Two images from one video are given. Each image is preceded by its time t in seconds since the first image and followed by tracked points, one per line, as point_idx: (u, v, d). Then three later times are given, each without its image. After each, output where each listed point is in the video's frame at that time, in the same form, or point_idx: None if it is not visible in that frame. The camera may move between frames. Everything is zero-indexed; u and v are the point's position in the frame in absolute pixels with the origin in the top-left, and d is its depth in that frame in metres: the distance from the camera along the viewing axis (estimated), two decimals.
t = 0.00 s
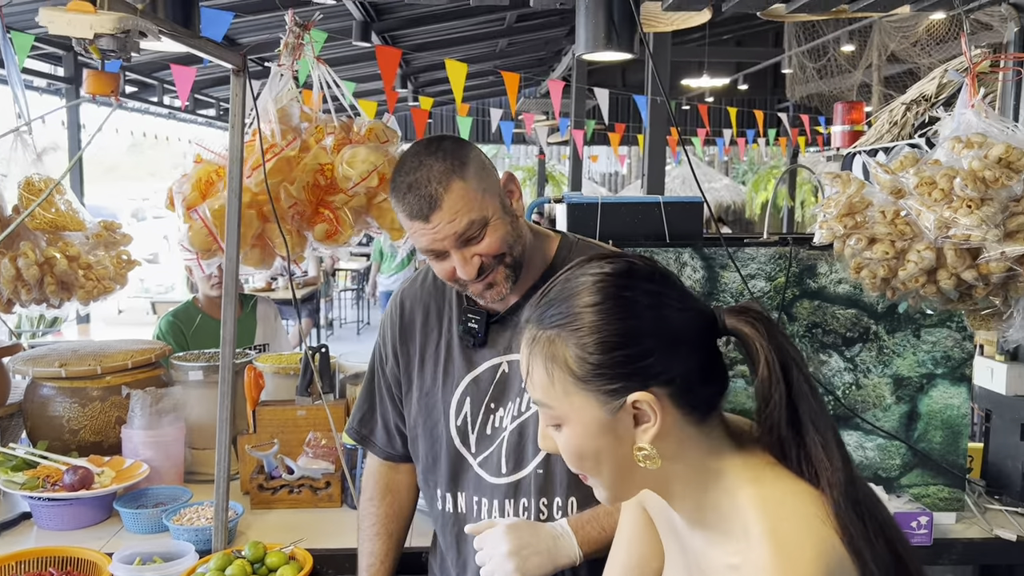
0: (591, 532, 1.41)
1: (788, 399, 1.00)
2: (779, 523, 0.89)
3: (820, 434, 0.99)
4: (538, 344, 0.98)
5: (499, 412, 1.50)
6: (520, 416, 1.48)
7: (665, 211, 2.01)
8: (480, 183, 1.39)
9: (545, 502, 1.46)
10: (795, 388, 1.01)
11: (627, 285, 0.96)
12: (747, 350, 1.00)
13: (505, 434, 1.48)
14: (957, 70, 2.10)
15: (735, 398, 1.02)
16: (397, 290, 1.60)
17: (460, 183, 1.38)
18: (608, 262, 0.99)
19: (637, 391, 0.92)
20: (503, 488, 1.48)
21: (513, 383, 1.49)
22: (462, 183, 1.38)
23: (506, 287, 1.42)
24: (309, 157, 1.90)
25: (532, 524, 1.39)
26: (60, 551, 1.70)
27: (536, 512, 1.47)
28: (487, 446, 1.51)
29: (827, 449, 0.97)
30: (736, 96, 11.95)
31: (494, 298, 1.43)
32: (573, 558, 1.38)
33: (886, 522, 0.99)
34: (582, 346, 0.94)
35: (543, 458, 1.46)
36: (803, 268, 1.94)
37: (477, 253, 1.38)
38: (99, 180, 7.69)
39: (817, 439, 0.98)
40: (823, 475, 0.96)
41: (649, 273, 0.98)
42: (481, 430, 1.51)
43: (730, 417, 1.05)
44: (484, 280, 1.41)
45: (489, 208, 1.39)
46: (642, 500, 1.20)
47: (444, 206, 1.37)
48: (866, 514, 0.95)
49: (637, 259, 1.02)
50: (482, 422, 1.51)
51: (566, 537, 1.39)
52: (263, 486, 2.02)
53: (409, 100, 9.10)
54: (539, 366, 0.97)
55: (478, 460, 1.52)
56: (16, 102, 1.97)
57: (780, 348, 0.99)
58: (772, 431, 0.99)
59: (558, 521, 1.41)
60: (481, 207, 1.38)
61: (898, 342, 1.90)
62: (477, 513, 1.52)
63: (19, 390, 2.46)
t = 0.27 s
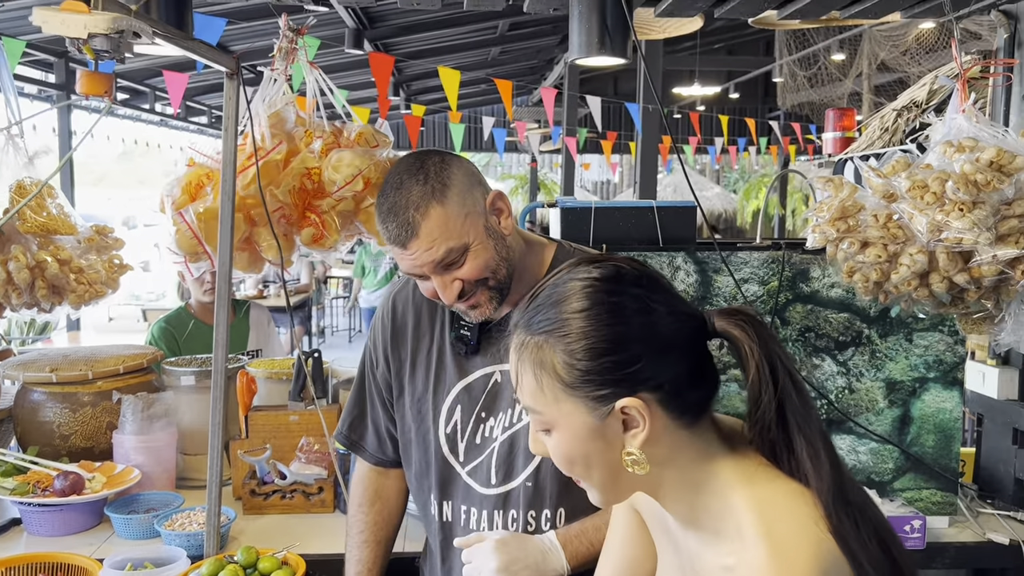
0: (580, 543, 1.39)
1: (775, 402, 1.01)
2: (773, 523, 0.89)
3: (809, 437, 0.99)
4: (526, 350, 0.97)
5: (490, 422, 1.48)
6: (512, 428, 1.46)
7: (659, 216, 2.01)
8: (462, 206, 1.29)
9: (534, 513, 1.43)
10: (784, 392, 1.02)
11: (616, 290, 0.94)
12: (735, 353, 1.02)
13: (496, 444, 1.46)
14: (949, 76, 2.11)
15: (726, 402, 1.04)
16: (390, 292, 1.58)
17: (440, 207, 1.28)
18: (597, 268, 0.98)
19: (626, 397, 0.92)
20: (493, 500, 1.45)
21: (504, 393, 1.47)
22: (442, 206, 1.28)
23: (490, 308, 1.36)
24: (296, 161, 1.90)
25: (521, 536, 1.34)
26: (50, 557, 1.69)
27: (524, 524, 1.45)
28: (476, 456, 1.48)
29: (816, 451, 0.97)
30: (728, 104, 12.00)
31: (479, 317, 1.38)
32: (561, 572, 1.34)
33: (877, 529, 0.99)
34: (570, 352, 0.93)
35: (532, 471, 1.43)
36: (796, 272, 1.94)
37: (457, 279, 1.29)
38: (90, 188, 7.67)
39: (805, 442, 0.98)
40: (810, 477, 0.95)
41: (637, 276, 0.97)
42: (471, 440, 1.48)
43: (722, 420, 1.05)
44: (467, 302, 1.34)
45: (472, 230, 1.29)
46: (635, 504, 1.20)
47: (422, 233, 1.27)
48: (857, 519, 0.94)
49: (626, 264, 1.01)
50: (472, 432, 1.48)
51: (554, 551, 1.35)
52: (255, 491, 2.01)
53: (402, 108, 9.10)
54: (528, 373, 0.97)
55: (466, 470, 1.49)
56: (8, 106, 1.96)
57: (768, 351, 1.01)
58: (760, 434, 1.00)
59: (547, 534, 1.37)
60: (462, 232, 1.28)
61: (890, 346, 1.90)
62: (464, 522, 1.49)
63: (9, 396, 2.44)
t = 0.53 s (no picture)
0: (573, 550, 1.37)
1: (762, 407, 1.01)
2: (765, 529, 0.89)
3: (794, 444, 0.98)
4: (512, 360, 0.97)
5: (485, 428, 1.47)
6: (507, 434, 1.45)
7: (653, 219, 2.01)
8: (453, 216, 1.28)
9: (528, 521, 1.42)
10: (771, 395, 1.02)
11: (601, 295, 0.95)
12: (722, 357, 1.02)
13: (491, 451, 1.45)
14: (942, 80, 2.11)
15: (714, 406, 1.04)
16: (384, 297, 1.56)
17: (430, 217, 1.27)
18: (579, 273, 0.98)
19: (617, 403, 0.91)
20: (487, 507, 1.45)
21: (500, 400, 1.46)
22: (432, 217, 1.27)
23: (485, 315, 1.35)
24: (288, 164, 1.89)
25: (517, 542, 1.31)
26: (42, 561, 1.68)
27: (520, 532, 1.43)
28: (471, 463, 1.47)
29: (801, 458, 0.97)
30: (722, 109, 12.02)
31: (474, 326, 1.37)
32: None
33: (868, 534, 0.98)
34: (557, 359, 0.93)
35: (528, 478, 1.42)
36: (790, 276, 1.94)
37: (451, 288, 1.28)
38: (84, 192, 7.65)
39: (790, 450, 0.98)
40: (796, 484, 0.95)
41: (622, 280, 0.97)
42: (465, 445, 1.48)
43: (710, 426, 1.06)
44: (461, 311, 1.33)
45: (464, 238, 1.28)
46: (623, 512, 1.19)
47: (413, 244, 1.26)
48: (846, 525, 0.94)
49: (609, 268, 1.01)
50: (467, 438, 1.47)
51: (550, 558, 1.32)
52: (249, 495, 2.01)
53: (397, 113, 9.10)
54: (515, 382, 0.96)
55: (461, 476, 1.48)
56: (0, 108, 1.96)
57: (755, 354, 1.01)
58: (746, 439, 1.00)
59: (542, 541, 1.35)
60: (454, 242, 1.27)
61: (884, 350, 1.90)
62: (459, 529, 1.48)
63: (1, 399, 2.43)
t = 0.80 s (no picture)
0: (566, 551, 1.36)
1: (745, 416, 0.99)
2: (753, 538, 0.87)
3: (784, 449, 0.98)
4: (489, 378, 0.94)
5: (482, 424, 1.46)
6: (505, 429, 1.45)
7: (651, 215, 2.01)
8: (450, 208, 1.27)
9: (527, 516, 1.42)
10: (751, 405, 0.99)
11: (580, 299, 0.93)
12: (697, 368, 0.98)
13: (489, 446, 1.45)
14: (941, 77, 2.12)
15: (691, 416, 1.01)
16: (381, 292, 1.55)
17: (427, 210, 1.26)
18: (550, 289, 0.96)
19: (597, 418, 0.89)
20: (485, 504, 1.44)
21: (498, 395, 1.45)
22: (429, 210, 1.26)
23: (483, 311, 1.33)
24: (288, 159, 1.90)
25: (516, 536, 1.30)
26: (39, 557, 1.68)
27: (518, 526, 1.43)
28: (469, 457, 1.47)
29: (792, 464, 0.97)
30: (719, 108, 12.04)
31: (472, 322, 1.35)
32: None
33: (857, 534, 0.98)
34: (535, 375, 0.90)
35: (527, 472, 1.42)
36: (788, 271, 1.94)
37: (448, 282, 1.27)
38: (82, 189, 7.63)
39: (778, 457, 0.98)
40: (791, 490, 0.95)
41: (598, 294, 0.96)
42: (464, 441, 1.47)
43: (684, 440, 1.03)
44: (459, 306, 1.31)
45: (461, 231, 1.27)
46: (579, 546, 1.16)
47: (410, 237, 1.25)
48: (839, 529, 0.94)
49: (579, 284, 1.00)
50: (465, 433, 1.47)
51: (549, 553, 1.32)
52: (246, 491, 2.01)
53: (394, 111, 9.10)
54: (492, 402, 0.92)
55: (460, 471, 1.48)
56: None
57: (733, 365, 0.98)
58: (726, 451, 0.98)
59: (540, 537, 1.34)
60: (451, 235, 1.26)
61: (882, 346, 1.91)
62: (458, 524, 1.48)
63: None
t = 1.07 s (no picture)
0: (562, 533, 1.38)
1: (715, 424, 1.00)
2: (743, 541, 0.89)
3: (762, 451, 1.01)
4: (451, 404, 0.92)
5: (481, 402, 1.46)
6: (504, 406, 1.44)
7: (652, 198, 2.01)
8: (448, 184, 1.27)
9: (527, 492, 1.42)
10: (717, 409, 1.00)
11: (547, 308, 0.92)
12: (666, 376, 0.99)
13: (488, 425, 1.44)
14: (942, 61, 2.11)
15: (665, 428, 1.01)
16: (381, 273, 1.55)
17: (424, 186, 1.26)
18: (508, 307, 0.93)
19: (565, 440, 0.88)
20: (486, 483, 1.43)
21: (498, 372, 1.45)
22: (427, 186, 1.26)
23: (480, 291, 1.33)
24: (292, 142, 1.89)
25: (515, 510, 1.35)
26: (40, 538, 1.68)
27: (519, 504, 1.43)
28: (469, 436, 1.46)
29: (771, 463, 1.00)
30: (719, 98, 12.02)
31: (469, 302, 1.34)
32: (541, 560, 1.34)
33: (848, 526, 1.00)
34: (497, 403, 0.88)
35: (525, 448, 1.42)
36: (789, 255, 1.94)
37: (445, 261, 1.27)
38: (82, 176, 7.61)
39: (758, 459, 1.00)
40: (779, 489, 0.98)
41: (557, 310, 0.93)
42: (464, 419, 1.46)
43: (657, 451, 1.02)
44: (455, 285, 1.31)
45: (459, 209, 1.27)
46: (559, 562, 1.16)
47: (407, 213, 1.25)
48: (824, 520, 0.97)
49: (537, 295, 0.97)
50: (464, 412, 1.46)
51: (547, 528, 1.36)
52: (247, 474, 2.01)
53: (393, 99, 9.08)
54: (456, 429, 0.91)
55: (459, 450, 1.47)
56: None
57: (697, 370, 0.99)
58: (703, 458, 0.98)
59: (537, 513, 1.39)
60: (449, 212, 1.26)
61: (883, 330, 1.91)
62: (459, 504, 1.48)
63: None
